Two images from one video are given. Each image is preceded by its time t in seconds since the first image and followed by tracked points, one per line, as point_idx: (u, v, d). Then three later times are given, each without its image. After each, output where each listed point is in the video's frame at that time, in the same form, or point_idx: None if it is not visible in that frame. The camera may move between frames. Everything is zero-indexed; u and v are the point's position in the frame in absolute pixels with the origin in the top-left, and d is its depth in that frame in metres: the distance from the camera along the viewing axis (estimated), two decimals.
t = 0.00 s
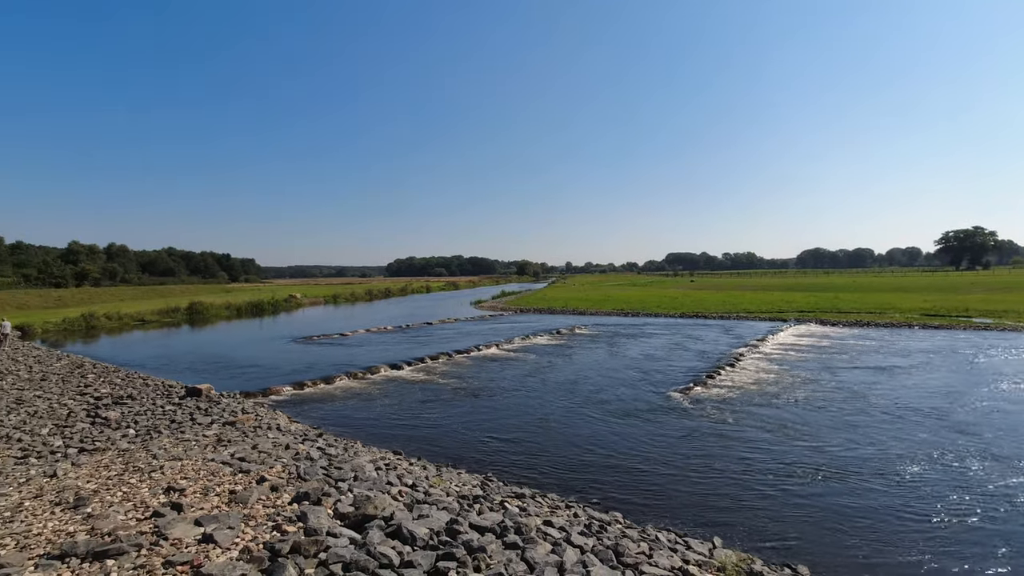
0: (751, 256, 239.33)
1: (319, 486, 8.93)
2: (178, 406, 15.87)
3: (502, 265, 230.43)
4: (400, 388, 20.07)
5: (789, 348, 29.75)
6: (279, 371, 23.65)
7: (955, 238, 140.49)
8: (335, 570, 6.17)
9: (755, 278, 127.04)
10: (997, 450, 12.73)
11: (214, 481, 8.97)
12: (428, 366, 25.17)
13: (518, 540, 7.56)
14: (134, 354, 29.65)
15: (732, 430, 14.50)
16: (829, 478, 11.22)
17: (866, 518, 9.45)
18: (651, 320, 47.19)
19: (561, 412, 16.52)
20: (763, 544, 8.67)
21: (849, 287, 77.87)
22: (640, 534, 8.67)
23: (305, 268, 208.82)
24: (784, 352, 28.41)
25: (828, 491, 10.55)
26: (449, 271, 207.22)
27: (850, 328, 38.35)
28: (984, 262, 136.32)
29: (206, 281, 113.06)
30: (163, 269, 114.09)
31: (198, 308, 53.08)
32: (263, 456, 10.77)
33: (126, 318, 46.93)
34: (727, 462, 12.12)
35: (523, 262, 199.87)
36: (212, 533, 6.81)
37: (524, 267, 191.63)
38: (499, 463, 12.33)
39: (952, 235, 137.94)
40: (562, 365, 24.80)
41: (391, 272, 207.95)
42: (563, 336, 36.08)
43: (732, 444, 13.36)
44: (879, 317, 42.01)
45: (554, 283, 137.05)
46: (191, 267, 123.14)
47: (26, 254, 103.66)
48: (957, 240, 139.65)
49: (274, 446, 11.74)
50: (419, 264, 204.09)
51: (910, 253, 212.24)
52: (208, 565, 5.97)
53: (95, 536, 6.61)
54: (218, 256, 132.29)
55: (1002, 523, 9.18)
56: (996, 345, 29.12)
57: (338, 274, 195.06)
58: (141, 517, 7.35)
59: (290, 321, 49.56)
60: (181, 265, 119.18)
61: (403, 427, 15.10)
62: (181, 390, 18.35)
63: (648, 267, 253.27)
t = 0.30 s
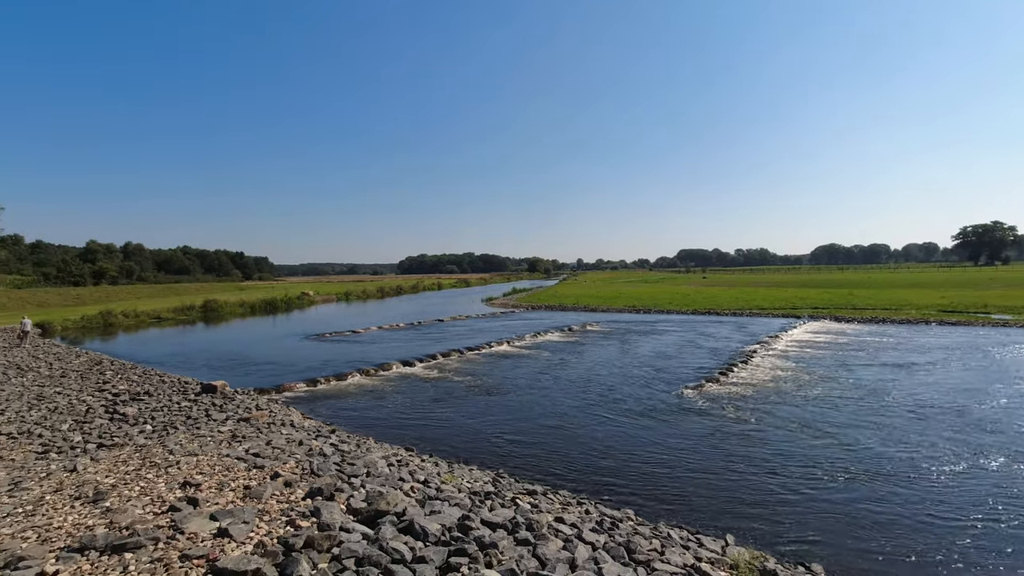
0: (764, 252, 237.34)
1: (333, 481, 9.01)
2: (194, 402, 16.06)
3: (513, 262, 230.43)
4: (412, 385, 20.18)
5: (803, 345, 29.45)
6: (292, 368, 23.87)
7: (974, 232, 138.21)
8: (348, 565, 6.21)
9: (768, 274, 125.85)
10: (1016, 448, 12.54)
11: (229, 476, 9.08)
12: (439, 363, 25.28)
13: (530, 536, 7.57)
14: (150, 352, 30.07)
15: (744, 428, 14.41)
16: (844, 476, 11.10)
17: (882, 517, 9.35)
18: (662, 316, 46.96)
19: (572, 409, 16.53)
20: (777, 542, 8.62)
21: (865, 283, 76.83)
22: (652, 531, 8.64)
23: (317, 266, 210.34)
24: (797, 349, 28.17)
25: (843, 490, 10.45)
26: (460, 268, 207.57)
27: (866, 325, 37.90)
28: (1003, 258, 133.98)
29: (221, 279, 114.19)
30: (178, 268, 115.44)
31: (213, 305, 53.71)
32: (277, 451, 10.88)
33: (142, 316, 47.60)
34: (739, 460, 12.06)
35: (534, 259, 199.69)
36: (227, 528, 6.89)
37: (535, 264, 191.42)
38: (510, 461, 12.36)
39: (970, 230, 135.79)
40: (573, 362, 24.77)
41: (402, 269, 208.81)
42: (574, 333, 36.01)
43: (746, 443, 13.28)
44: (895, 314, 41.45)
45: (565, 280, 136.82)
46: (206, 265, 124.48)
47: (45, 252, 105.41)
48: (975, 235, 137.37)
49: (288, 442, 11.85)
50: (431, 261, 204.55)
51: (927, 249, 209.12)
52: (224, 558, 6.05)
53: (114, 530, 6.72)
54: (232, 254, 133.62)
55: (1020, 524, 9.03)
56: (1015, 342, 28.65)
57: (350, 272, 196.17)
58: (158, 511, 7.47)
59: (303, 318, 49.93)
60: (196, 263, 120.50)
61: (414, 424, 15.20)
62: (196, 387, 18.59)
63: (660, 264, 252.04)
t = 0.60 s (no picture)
0: (776, 247, 235.39)
1: (345, 477, 9.09)
2: (208, 399, 16.28)
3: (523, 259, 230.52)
4: (424, 382, 20.29)
5: (816, 341, 29.21)
6: (305, 365, 24.10)
7: (991, 227, 136.13)
8: (360, 560, 6.27)
9: (781, 270, 124.82)
10: None
11: (243, 472, 9.18)
12: (450, 359, 25.37)
13: (541, 532, 7.59)
14: (166, 349, 30.49)
15: (756, 425, 14.36)
16: (859, 474, 11.00)
17: (898, 515, 9.25)
18: (674, 313, 46.78)
19: (583, 406, 16.55)
20: (790, 540, 8.57)
21: (879, 278, 75.97)
22: (664, 528, 8.63)
23: (329, 263, 211.70)
24: (810, 345, 27.99)
25: (857, 488, 10.36)
26: (471, 265, 207.92)
27: (880, 320, 37.50)
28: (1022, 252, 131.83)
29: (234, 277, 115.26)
30: (192, 266, 116.81)
31: (226, 303, 54.33)
32: (290, 448, 10.98)
33: (158, 313, 48.25)
34: (751, 458, 12.01)
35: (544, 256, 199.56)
36: (242, 523, 6.97)
37: (546, 260, 191.38)
38: (521, 457, 12.41)
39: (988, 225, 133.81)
40: (584, 359, 24.75)
41: (413, 267, 209.64)
42: (585, 330, 35.95)
43: (758, 440, 13.21)
44: (910, 309, 40.96)
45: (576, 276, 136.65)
46: (220, 263, 125.75)
47: (63, 251, 107.08)
48: (992, 229, 135.28)
49: (301, 438, 11.96)
50: (441, 258, 205.06)
51: (943, 244, 206.30)
52: (239, 553, 6.13)
53: (131, 524, 6.83)
54: (245, 252, 134.89)
55: None
56: None
57: (362, 269, 197.33)
58: (174, 506, 7.58)
59: (315, 316, 50.34)
60: (210, 261, 121.77)
61: (426, 421, 15.28)
62: (210, 383, 18.81)
63: (671, 260, 250.83)
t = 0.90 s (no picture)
0: (790, 244, 233.09)
1: (358, 473, 9.16)
2: (224, 395, 16.47)
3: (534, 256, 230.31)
4: (436, 379, 20.38)
5: (831, 338, 28.90)
6: (318, 362, 24.31)
7: (1011, 222, 133.76)
8: (374, 555, 6.32)
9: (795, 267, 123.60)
10: None
11: (258, 468, 9.28)
12: (462, 357, 25.43)
13: (553, 530, 7.60)
14: (182, 346, 30.88)
15: (770, 424, 14.26)
16: (875, 473, 10.89)
17: (915, 516, 9.14)
18: (686, 310, 46.54)
19: (595, 404, 16.54)
20: (804, 539, 8.51)
21: (896, 274, 74.92)
22: (676, 526, 8.60)
23: (341, 261, 212.86)
24: (825, 342, 27.74)
25: (872, 487, 10.24)
26: (482, 262, 208.18)
27: (896, 318, 37.00)
28: None
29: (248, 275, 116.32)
30: (207, 264, 118.05)
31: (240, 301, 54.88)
32: (304, 444, 11.09)
33: (174, 311, 48.88)
34: (765, 456, 11.92)
35: (556, 253, 199.29)
36: (257, 518, 7.06)
37: (557, 257, 191.14)
38: (533, 454, 12.43)
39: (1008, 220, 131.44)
40: (596, 356, 24.71)
41: (425, 264, 210.20)
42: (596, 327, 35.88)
43: (773, 439, 13.08)
44: (927, 306, 40.38)
45: (587, 273, 136.32)
46: (234, 261, 127.01)
47: (81, 250, 108.75)
48: (1012, 225, 132.94)
49: (314, 435, 12.07)
50: (453, 256, 205.43)
51: (961, 240, 203.04)
52: (254, 548, 6.20)
53: (149, 518, 6.95)
54: (258, 250, 136.10)
55: None
56: None
57: (374, 266, 198.32)
58: (191, 501, 7.69)
59: (328, 313, 50.71)
60: (224, 259, 123.00)
61: (438, 418, 15.35)
62: (225, 380, 19.03)
63: (684, 256, 249.29)
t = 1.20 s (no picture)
0: (806, 241, 230.38)
1: (372, 470, 9.24)
2: (240, 391, 16.69)
3: (547, 254, 230.06)
4: (449, 376, 20.48)
5: (848, 337, 28.51)
6: (333, 359, 24.53)
7: None
8: (387, 551, 6.37)
9: (811, 264, 122.18)
10: None
11: (274, 463, 9.40)
12: (475, 354, 25.51)
13: (565, 527, 7.61)
14: (200, 343, 31.29)
15: (785, 423, 14.14)
16: (894, 473, 10.73)
17: (935, 517, 8.99)
18: (700, 308, 46.23)
19: (607, 402, 16.52)
20: (820, 540, 8.42)
21: (915, 272, 73.66)
22: (690, 525, 8.56)
23: (355, 259, 214.30)
24: (841, 340, 27.41)
25: (891, 488, 10.10)
26: (495, 260, 208.44)
27: (915, 316, 36.44)
28: None
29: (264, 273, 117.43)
30: (224, 262, 119.44)
31: (257, 299, 55.51)
32: (318, 440, 11.20)
33: (191, 309, 49.54)
34: (780, 455, 11.84)
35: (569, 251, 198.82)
36: (273, 513, 7.14)
37: (570, 255, 190.71)
38: (545, 452, 12.46)
39: None
40: (609, 354, 24.64)
41: (438, 262, 210.91)
42: (610, 325, 35.76)
43: (789, 438, 12.95)
44: (947, 304, 39.70)
45: (600, 271, 135.86)
46: (250, 259, 128.43)
47: (101, 248, 110.66)
48: None
49: (329, 431, 12.17)
50: (466, 253, 205.93)
51: (983, 237, 199.11)
52: (270, 542, 6.28)
53: (168, 512, 7.07)
54: (274, 249, 137.47)
55: None
56: None
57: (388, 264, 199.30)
58: (208, 495, 7.81)
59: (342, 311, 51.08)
60: (240, 257, 124.41)
61: (451, 415, 15.44)
62: (242, 377, 19.27)
63: (698, 254, 247.60)
